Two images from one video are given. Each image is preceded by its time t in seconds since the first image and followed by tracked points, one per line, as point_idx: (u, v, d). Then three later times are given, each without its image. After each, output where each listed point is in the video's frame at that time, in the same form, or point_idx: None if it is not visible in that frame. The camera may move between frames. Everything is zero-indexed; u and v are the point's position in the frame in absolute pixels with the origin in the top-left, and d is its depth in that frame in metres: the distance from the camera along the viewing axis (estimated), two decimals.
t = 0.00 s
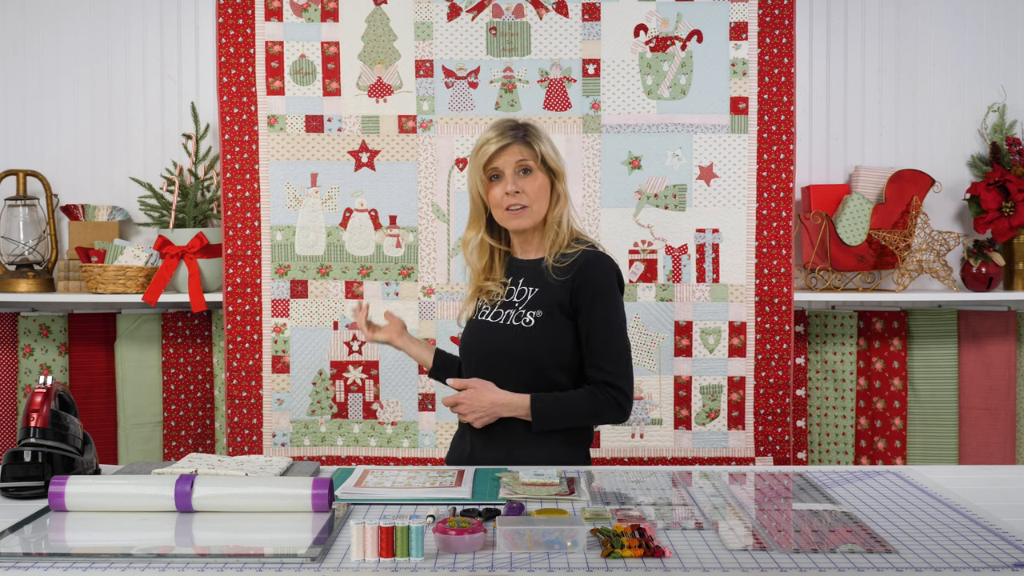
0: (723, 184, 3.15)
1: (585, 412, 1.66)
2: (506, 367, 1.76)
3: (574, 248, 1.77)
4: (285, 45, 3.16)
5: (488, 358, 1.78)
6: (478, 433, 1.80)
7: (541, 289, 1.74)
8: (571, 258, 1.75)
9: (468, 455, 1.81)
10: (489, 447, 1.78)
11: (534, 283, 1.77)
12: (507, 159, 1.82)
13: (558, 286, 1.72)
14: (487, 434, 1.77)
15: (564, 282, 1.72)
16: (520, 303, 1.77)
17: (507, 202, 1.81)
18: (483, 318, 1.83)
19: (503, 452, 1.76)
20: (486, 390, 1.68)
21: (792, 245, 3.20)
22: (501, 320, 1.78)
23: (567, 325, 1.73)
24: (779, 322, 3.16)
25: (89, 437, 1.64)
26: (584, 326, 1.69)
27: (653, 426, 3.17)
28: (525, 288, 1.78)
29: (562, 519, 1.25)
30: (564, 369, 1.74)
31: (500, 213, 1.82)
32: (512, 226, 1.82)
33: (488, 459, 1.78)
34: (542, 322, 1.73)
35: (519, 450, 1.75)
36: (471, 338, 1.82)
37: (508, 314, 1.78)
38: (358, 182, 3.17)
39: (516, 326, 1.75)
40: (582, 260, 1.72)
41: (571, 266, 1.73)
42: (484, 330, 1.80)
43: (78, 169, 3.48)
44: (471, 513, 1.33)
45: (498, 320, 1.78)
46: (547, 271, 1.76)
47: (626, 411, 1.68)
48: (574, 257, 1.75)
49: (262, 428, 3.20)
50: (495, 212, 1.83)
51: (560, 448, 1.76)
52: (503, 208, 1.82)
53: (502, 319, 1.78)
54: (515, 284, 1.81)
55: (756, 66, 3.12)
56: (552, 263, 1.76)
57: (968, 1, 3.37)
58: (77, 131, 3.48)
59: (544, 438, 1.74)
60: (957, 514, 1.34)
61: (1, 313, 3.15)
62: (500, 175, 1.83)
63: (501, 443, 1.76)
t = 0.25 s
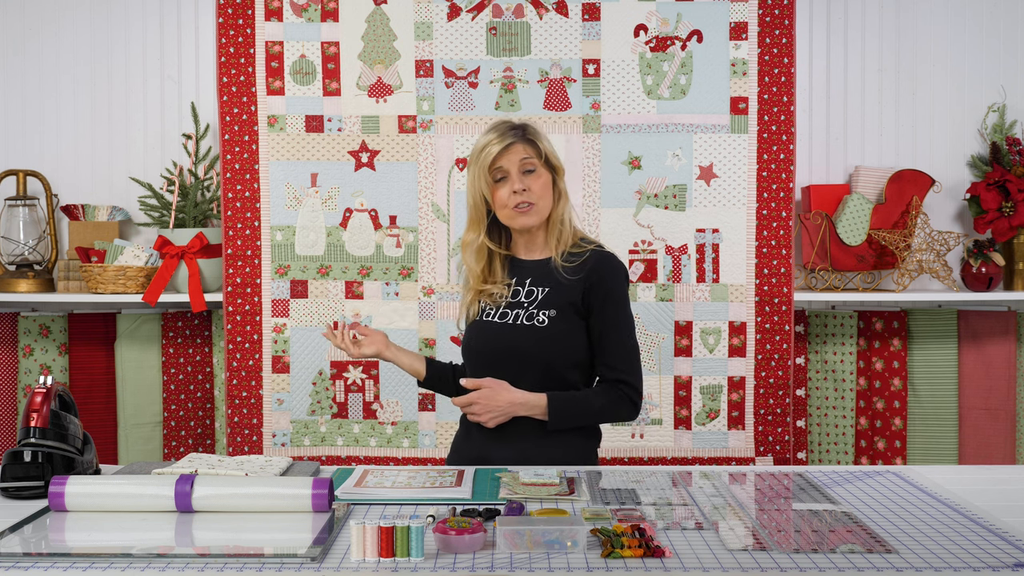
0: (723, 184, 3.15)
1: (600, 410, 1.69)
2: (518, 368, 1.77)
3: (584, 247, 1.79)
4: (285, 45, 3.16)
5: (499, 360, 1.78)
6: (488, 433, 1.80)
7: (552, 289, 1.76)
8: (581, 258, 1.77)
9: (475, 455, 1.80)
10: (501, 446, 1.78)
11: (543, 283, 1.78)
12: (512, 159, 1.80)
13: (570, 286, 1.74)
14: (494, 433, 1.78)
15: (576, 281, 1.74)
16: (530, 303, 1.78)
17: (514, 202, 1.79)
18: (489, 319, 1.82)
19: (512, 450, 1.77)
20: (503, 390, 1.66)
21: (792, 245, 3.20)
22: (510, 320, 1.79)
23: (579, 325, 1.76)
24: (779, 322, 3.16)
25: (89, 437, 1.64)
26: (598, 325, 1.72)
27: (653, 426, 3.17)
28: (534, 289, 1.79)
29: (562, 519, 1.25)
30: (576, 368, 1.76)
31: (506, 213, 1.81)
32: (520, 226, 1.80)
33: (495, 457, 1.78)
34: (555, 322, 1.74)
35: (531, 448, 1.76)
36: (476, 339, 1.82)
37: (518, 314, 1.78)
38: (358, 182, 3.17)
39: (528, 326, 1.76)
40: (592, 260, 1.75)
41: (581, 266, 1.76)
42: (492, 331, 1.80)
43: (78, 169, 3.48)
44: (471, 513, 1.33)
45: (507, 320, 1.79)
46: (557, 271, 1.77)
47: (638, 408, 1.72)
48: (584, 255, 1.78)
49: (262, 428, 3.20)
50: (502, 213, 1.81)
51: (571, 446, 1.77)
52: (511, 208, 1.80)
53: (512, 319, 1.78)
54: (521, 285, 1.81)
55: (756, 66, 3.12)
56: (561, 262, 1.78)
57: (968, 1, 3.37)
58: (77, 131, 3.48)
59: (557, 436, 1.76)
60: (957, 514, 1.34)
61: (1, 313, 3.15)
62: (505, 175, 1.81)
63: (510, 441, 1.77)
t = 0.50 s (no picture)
0: (723, 184, 3.15)
1: (607, 411, 1.70)
2: (524, 369, 1.76)
3: (587, 249, 1.80)
4: (285, 45, 3.16)
5: (504, 361, 1.78)
6: (492, 432, 1.80)
7: (558, 289, 1.76)
8: (585, 258, 1.78)
9: (479, 455, 1.80)
10: (507, 446, 1.78)
11: (548, 283, 1.78)
12: (514, 156, 1.82)
13: (576, 287, 1.75)
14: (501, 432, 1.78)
15: (582, 282, 1.75)
16: (535, 303, 1.77)
17: (518, 199, 1.80)
18: (491, 318, 1.81)
19: (517, 450, 1.77)
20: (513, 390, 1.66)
21: (792, 245, 3.20)
22: (515, 320, 1.78)
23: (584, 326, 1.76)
24: (779, 322, 3.16)
25: (89, 437, 1.64)
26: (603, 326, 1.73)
27: (653, 426, 3.16)
28: (539, 289, 1.78)
29: (562, 519, 1.25)
30: (580, 368, 1.77)
31: (509, 210, 1.82)
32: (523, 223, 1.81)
33: (499, 457, 1.78)
34: (561, 322, 1.74)
35: (536, 448, 1.76)
36: (478, 338, 1.80)
37: (522, 314, 1.78)
38: (358, 182, 3.17)
39: (534, 326, 1.75)
40: (597, 261, 1.77)
41: (586, 266, 1.77)
42: (496, 331, 1.79)
43: (78, 169, 3.48)
44: (471, 513, 1.33)
45: (512, 320, 1.78)
46: (562, 271, 1.77)
47: (641, 408, 1.73)
48: (588, 256, 1.78)
49: (262, 428, 3.20)
50: (505, 211, 1.82)
51: (575, 446, 1.78)
52: (513, 205, 1.81)
53: (516, 319, 1.78)
54: (524, 284, 1.81)
55: (756, 66, 3.12)
56: (565, 262, 1.78)
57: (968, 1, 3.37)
58: (77, 131, 3.48)
59: (561, 436, 1.77)
60: (957, 514, 1.34)
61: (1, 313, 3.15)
62: (508, 173, 1.83)
63: (515, 441, 1.77)
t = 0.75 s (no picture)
0: (724, 184, 3.15)
1: (607, 412, 1.70)
2: (524, 370, 1.76)
3: (587, 249, 1.80)
4: (285, 45, 3.16)
5: (505, 363, 1.77)
6: (493, 435, 1.80)
7: (557, 289, 1.76)
8: (585, 259, 1.78)
9: (481, 457, 1.80)
10: (507, 448, 1.78)
11: (547, 283, 1.78)
12: (512, 148, 1.86)
13: (575, 287, 1.75)
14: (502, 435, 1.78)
15: (581, 283, 1.75)
16: (534, 304, 1.77)
17: (512, 188, 1.84)
18: (490, 318, 1.82)
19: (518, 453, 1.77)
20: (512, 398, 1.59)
21: (792, 245, 3.20)
22: (514, 321, 1.78)
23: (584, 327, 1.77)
24: (779, 322, 3.16)
25: (89, 437, 1.64)
26: (603, 327, 1.74)
27: (653, 426, 3.16)
28: (538, 289, 1.78)
29: (562, 519, 1.25)
30: (580, 369, 1.76)
31: (505, 201, 1.85)
32: (518, 214, 1.83)
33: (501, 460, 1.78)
34: (561, 323, 1.74)
35: (538, 450, 1.76)
36: (478, 338, 1.81)
37: (521, 314, 1.78)
38: (358, 182, 3.17)
39: (533, 327, 1.76)
40: (597, 261, 1.77)
41: (586, 267, 1.77)
42: (495, 331, 1.79)
43: (78, 169, 3.48)
44: (471, 513, 1.33)
45: (511, 321, 1.78)
46: (561, 271, 1.77)
47: (641, 409, 1.73)
48: (588, 256, 1.78)
49: (262, 428, 3.20)
50: (501, 201, 1.85)
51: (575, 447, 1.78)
52: (508, 196, 1.84)
53: (515, 319, 1.78)
54: (524, 284, 1.81)
55: (756, 66, 3.12)
56: (564, 262, 1.78)
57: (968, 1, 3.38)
58: (77, 131, 3.48)
59: (562, 438, 1.77)
60: (956, 514, 1.34)
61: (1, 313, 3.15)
62: (505, 164, 1.87)
63: (516, 443, 1.77)
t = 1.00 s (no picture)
0: (724, 184, 3.15)
1: (611, 412, 1.70)
2: (528, 369, 1.77)
3: (592, 250, 1.80)
4: (285, 45, 3.16)
5: (510, 362, 1.78)
6: (498, 433, 1.79)
7: (563, 289, 1.76)
8: (590, 259, 1.78)
9: (485, 456, 1.80)
10: (510, 447, 1.78)
11: (552, 283, 1.77)
12: (519, 146, 1.88)
13: (581, 287, 1.75)
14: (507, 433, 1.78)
15: (587, 283, 1.75)
16: (539, 304, 1.77)
17: (518, 185, 1.86)
18: (494, 317, 1.81)
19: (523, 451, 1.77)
20: (516, 398, 1.69)
21: (792, 245, 3.20)
22: (519, 320, 1.78)
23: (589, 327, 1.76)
24: (779, 322, 3.15)
25: (89, 437, 1.64)
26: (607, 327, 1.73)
27: (653, 426, 3.16)
28: (543, 289, 1.78)
29: (562, 519, 1.25)
30: (584, 369, 1.76)
31: (510, 198, 1.87)
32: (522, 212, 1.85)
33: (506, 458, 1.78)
34: (566, 323, 1.74)
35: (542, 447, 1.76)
36: (483, 337, 1.81)
37: (526, 314, 1.78)
38: (358, 182, 3.17)
39: (538, 326, 1.75)
40: (602, 261, 1.76)
41: (591, 267, 1.76)
42: (500, 330, 1.79)
43: (78, 169, 3.48)
44: (471, 513, 1.33)
45: (516, 320, 1.78)
46: (566, 271, 1.77)
47: (645, 409, 1.73)
48: (592, 257, 1.78)
49: (262, 428, 3.20)
50: (506, 199, 1.87)
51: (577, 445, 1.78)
52: (514, 194, 1.86)
53: (520, 319, 1.78)
54: (528, 284, 1.81)
55: (756, 66, 3.12)
56: (568, 262, 1.78)
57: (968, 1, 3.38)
58: (77, 130, 3.48)
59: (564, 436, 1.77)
60: (956, 514, 1.34)
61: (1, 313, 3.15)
62: (512, 162, 1.89)
63: (521, 441, 1.77)
